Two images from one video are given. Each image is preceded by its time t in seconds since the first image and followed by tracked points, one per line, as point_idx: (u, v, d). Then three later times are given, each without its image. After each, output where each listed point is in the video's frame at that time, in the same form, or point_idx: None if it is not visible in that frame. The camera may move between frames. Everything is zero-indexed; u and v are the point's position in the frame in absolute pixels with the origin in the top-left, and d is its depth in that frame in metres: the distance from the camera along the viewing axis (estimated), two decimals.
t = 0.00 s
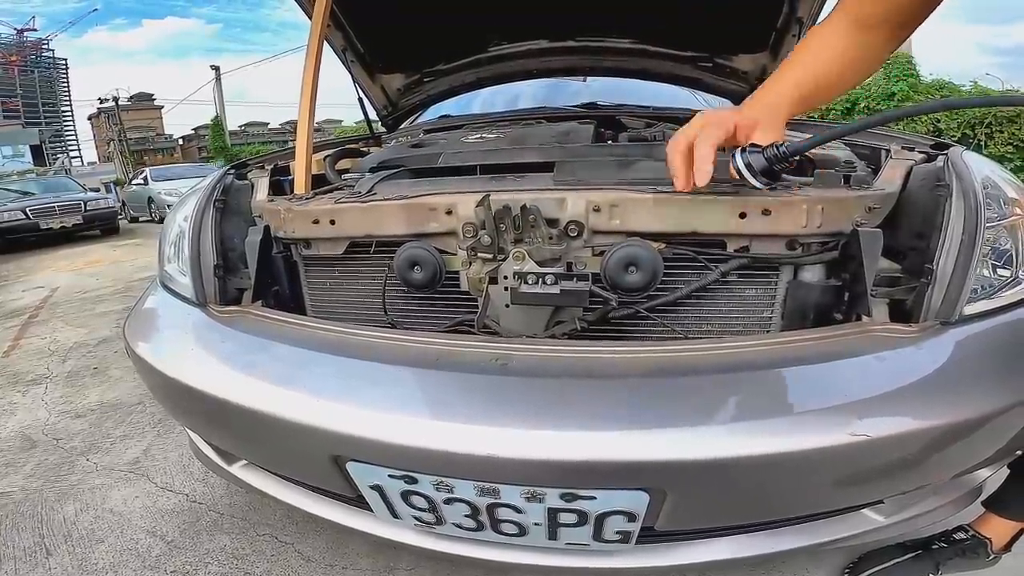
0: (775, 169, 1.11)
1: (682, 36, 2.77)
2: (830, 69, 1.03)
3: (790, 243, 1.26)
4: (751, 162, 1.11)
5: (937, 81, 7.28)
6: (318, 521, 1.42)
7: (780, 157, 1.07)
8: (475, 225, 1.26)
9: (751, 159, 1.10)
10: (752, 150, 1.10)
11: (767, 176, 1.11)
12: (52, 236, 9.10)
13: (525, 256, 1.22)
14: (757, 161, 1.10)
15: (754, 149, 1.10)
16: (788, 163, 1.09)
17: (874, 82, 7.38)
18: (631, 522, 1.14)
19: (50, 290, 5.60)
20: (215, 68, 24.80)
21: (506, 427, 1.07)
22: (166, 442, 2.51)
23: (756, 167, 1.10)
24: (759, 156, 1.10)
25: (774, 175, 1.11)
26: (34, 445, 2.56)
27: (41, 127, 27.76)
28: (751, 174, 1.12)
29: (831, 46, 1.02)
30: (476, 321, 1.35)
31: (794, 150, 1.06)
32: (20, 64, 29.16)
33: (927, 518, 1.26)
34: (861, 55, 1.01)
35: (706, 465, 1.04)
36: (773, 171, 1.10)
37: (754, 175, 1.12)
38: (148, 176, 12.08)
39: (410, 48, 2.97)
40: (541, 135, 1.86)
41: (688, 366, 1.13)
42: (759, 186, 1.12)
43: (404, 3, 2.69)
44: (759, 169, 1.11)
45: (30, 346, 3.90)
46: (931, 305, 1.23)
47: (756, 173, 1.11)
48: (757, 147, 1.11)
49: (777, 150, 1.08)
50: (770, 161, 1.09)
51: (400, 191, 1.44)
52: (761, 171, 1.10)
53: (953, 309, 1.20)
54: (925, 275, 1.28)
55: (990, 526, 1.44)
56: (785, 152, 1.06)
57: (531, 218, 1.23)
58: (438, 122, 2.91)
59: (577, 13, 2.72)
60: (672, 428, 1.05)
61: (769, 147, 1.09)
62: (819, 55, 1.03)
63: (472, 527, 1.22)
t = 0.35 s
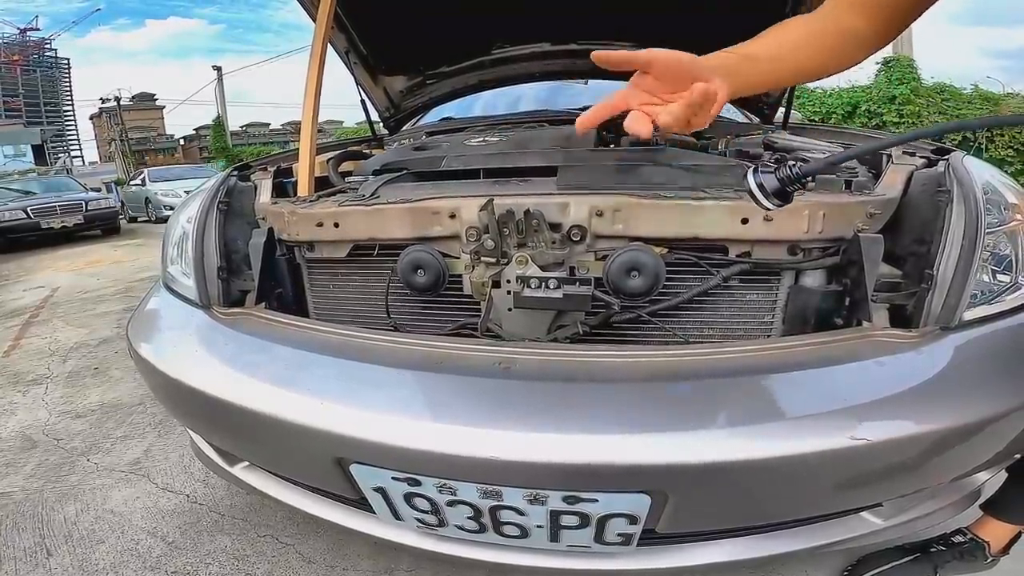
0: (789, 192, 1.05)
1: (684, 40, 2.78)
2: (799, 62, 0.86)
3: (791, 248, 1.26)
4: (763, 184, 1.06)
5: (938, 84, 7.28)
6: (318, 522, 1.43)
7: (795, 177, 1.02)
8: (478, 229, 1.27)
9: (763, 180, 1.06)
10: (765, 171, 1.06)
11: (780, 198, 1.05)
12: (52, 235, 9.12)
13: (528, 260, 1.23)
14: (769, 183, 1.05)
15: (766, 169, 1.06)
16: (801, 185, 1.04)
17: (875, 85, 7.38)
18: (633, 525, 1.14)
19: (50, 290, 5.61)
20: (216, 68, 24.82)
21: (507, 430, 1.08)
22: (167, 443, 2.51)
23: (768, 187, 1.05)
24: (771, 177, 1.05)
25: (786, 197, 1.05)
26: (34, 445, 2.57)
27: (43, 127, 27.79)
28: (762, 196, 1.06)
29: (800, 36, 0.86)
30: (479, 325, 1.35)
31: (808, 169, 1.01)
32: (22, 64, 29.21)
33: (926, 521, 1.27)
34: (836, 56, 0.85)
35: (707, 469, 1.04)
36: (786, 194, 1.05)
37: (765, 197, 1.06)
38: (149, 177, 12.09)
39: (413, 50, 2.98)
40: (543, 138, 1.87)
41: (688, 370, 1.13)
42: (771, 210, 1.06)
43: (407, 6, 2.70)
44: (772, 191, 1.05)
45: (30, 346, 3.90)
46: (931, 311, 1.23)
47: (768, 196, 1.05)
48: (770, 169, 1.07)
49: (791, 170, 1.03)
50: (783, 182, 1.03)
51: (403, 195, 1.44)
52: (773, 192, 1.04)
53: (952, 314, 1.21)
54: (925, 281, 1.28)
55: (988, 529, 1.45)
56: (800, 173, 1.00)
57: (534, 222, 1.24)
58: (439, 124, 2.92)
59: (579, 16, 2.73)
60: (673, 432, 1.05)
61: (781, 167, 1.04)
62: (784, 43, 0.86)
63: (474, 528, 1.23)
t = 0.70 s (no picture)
0: (790, 196, 1.07)
1: (685, 43, 2.79)
2: (829, 78, 0.80)
3: (791, 252, 1.27)
4: (765, 188, 1.08)
5: (938, 87, 7.29)
6: (319, 523, 1.43)
7: (795, 182, 1.04)
8: (480, 232, 1.28)
9: (765, 184, 1.08)
10: (766, 176, 1.08)
11: (781, 202, 1.07)
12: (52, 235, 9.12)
13: (529, 263, 1.25)
14: (771, 187, 1.08)
15: (768, 174, 1.08)
16: (802, 189, 1.06)
17: (875, 88, 7.38)
18: (633, 526, 1.15)
19: (50, 290, 5.62)
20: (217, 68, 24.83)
21: (507, 431, 1.09)
22: (167, 443, 2.52)
23: (770, 192, 1.07)
24: (773, 182, 1.07)
25: (788, 201, 1.07)
26: (34, 445, 2.57)
27: (43, 126, 27.81)
28: (765, 200, 1.08)
29: (827, 49, 0.79)
30: (481, 327, 1.36)
31: (810, 174, 1.03)
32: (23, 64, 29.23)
33: (924, 524, 1.27)
34: (872, 65, 0.78)
35: (706, 470, 1.05)
36: (787, 198, 1.07)
37: (767, 201, 1.08)
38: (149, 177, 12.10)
39: (415, 52, 2.99)
40: (544, 140, 1.88)
41: (688, 373, 1.14)
42: (773, 213, 1.08)
43: (410, 9, 2.71)
44: (773, 195, 1.08)
45: (30, 346, 3.91)
46: (930, 315, 1.25)
47: (770, 199, 1.08)
48: (771, 173, 1.09)
49: (793, 175, 1.05)
50: (784, 187, 1.06)
51: (405, 197, 1.45)
52: (774, 197, 1.07)
53: (951, 319, 1.22)
54: (924, 286, 1.29)
55: (987, 530, 1.46)
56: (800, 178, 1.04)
57: (536, 225, 1.25)
58: (441, 126, 2.92)
59: (581, 19, 2.74)
60: (673, 433, 1.06)
61: (783, 172, 1.06)
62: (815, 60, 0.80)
63: (475, 529, 1.23)
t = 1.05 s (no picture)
0: (774, 199, 1.11)
1: (686, 44, 2.79)
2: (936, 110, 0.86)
3: (790, 254, 1.27)
4: (751, 191, 1.12)
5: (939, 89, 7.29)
6: (319, 522, 1.44)
7: (778, 185, 1.08)
8: (481, 233, 1.28)
9: (750, 187, 1.12)
10: (752, 179, 1.12)
11: (765, 204, 1.11)
12: (53, 235, 9.13)
13: (530, 263, 1.25)
14: (756, 190, 1.11)
15: (753, 178, 1.12)
16: (785, 193, 1.10)
17: (876, 90, 7.38)
18: (632, 526, 1.15)
19: (51, 290, 5.62)
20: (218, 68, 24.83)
21: (508, 431, 1.09)
22: (167, 443, 2.52)
23: (755, 194, 1.11)
24: (758, 184, 1.11)
25: (772, 204, 1.11)
26: (34, 444, 2.58)
27: (44, 126, 27.83)
28: (750, 202, 1.12)
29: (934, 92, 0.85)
30: (481, 328, 1.36)
31: (793, 177, 1.06)
32: (25, 64, 29.25)
33: (922, 525, 1.28)
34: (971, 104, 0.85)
35: (706, 471, 1.05)
36: (772, 200, 1.11)
37: (753, 202, 1.12)
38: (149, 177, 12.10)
39: (416, 53, 2.99)
40: (544, 142, 1.88)
41: (688, 373, 1.14)
42: (757, 214, 1.12)
43: (411, 9, 2.71)
44: (758, 197, 1.11)
45: (31, 346, 3.91)
46: (928, 317, 1.25)
47: (754, 201, 1.11)
48: (757, 177, 1.13)
49: (776, 178, 1.09)
50: (769, 189, 1.10)
51: (406, 198, 1.45)
52: (759, 198, 1.11)
53: (950, 320, 1.22)
54: (923, 287, 1.29)
55: (985, 532, 1.48)
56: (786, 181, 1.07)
57: (536, 226, 1.25)
58: (442, 126, 2.93)
59: (582, 20, 2.74)
60: (672, 434, 1.06)
61: (767, 176, 1.10)
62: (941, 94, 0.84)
63: (475, 529, 1.24)
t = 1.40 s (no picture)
0: (768, 211, 1.09)
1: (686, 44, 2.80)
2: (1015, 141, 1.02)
3: (790, 255, 1.27)
4: (744, 203, 1.10)
5: (938, 90, 7.29)
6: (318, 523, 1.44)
7: (772, 197, 1.06)
8: (481, 234, 1.28)
9: (743, 200, 1.09)
10: (745, 191, 1.09)
11: (759, 216, 1.08)
12: (53, 235, 9.13)
13: (529, 264, 1.25)
14: (750, 202, 1.09)
15: (747, 189, 1.10)
16: (779, 205, 1.07)
17: (876, 90, 7.38)
18: (632, 527, 1.15)
19: (51, 290, 5.62)
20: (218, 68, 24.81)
21: (508, 432, 1.09)
22: (166, 443, 2.52)
23: (748, 206, 1.09)
24: (751, 197, 1.09)
25: (766, 216, 1.08)
26: (34, 444, 2.58)
27: (44, 125, 27.83)
28: (743, 214, 1.10)
29: None
30: (481, 328, 1.36)
31: (787, 189, 1.04)
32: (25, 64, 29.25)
33: (921, 525, 1.28)
34: None
35: (705, 472, 1.05)
36: (766, 212, 1.08)
37: (746, 215, 1.10)
38: (148, 177, 12.10)
39: (416, 53, 3.00)
40: (544, 142, 1.89)
41: (687, 375, 1.14)
42: (751, 227, 1.10)
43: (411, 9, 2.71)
44: (752, 210, 1.09)
45: (30, 346, 3.90)
46: (928, 318, 1.25)
47: (748, 213, 1.09)
48: (750, 189, 1.10)
49: (770, 190, 1.07)
50: (762, 202, 1.07)
51: (406, 199, 1.45)
52: (752, 211, 1.08)
53: (949, 321, 1.23)
54: (921, 288, 1.29)
55: (984, 532, 1.50)
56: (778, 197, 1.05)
57: (536, 227, 1.25)
58: (442, 127, 2.93)
59: (582, 20, 2.75)
60: (671, 435, 1.06)
61: (761, 188, 1.08)
62: None
63: (475, 530, 1.24)
